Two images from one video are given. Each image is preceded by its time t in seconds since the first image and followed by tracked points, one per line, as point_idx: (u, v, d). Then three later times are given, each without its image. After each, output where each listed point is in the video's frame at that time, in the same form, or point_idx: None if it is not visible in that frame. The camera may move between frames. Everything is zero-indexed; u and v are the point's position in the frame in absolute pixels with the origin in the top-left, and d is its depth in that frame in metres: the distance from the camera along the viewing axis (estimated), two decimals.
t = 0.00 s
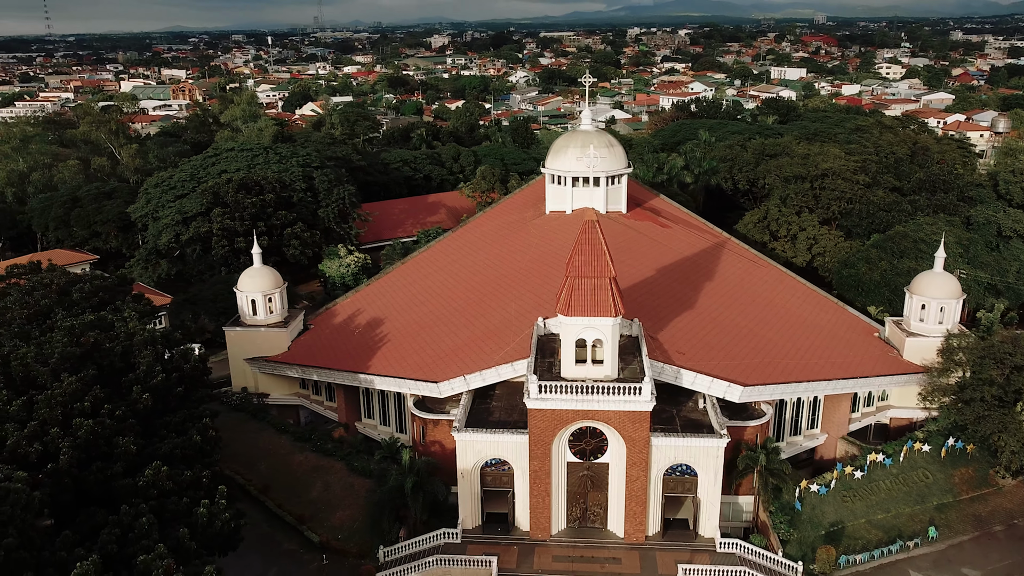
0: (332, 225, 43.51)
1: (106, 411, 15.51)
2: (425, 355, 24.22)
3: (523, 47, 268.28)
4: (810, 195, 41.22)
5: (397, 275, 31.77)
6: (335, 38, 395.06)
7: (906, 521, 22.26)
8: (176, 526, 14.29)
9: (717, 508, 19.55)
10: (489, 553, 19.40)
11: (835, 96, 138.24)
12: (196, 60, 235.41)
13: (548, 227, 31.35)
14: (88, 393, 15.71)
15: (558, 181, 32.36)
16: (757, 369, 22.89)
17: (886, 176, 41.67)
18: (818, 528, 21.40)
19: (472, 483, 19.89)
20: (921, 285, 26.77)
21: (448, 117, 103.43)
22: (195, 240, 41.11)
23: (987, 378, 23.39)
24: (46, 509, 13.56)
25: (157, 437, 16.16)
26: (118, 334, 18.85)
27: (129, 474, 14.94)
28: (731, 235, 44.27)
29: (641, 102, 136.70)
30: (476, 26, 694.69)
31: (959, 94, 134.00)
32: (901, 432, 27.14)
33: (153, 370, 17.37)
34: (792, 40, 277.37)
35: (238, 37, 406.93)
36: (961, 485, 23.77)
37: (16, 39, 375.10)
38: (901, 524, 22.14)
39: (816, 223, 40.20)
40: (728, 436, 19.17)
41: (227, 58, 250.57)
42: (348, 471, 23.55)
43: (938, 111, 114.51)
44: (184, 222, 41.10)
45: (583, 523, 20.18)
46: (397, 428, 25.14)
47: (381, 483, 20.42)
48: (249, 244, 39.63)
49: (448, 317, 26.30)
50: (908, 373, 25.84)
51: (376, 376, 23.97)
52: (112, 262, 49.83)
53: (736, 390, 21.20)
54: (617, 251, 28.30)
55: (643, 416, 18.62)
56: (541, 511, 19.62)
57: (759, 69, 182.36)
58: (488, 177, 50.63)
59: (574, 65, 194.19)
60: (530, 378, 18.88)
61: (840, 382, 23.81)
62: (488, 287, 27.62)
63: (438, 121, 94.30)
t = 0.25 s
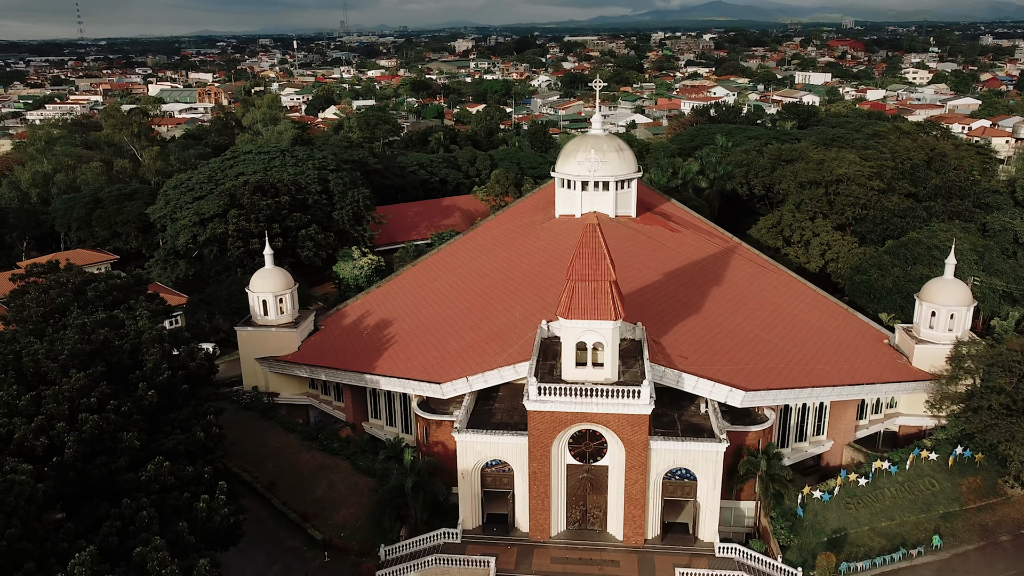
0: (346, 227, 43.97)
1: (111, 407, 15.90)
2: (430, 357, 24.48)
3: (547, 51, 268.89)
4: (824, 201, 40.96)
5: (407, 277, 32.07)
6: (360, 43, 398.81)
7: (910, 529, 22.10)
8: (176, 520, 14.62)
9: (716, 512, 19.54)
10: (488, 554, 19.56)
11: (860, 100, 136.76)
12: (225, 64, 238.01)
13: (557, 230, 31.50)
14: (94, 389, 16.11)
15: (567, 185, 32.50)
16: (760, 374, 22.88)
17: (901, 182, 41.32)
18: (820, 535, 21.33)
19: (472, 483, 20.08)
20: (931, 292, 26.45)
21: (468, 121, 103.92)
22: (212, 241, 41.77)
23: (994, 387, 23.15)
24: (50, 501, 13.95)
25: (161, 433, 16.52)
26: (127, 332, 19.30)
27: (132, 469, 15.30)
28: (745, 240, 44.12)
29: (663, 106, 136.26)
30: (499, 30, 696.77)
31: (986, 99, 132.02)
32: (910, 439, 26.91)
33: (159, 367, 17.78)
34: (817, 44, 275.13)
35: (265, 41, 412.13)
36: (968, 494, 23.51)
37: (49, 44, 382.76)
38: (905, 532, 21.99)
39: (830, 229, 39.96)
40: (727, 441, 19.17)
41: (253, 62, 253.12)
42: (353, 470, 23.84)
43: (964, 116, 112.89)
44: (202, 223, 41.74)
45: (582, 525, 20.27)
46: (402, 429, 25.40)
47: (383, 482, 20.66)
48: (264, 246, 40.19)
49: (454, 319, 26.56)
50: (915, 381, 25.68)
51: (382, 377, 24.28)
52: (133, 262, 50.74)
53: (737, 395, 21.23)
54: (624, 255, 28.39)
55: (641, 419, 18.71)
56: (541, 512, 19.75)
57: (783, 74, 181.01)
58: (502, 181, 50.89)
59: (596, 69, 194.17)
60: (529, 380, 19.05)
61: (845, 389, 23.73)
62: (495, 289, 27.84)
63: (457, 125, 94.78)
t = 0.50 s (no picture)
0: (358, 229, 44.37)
1: (116, 403, 16.26)
2: (435, 358, 24.71)
3: (567, 55, 269.16)
4: (836, 206, 40.74)
5: (415, 279, 32.29)
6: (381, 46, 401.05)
7: (914, 537, 21.97)
8: (176, 515, 14.91)
9: (715, 515, 19.54)
10: (487, 554, 19.70)
11: (881, 105, 135.52)
12: (248, 67, 240.77)
13: (565, 233, 31.60)
14: (101, 385, 16.48)
15: (575, 188, 32.62)
16: (763, 379, 22.85)
17: (915, 188, 40.99)
18: (821, 540, 21.31)
19: (473, 483, 20.25)
20: (939, 298, 26.35)
21: (486, 125, 104.39)
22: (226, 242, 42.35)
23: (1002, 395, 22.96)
24: (54, 495, 14.31)
25: (165, 430, 16.86)
26: (135, 330, 19.69)
27: (136, 464, 15.63)
28: (757, 245, 43.96)
29: (682, 110, 135.77)
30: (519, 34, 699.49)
31: (1010, 104, 130.24)
32: (918, 446, 26.70)
33: (165, 364, 18.13)
34: (840, 48, 272.68)
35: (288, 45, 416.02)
36: (974, 502, 23.27)
37: (75, 47, 388.84)
38: (909, 539, 21.86)
39: (842, 234, 39.72)
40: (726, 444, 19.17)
41: (275, 66, 255.76)
42: (357, 469, 24.11)
43: (988, 121, 111.45)
44: (217, 224, 42.30)
45: (582, 527, 20.36)
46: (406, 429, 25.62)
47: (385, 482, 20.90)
48: (276, 247, 40.66)
49: (460, 322, 26.75)
50: (923, 388, 25.45)
51: (386, 377, 24.54)
52: (150, 262, 51.51)
53: (739, 399, 21.22)
54: (631, 259, 28.43)
55: (640, 422, 18.79)
56: (540, 513, 19.87)
57: (804, 78, 179.72)
58: (514, 184, 51.13)
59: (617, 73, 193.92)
60: (529, 382, 19.21)
61: (850, 395, 23.62)
62: (502, 292, 27.98)
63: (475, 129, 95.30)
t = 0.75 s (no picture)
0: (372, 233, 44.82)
1: (123, 401, 16.68)
2: (440, 361, 24.95)
3: (589, 59, 269.24)
4: (851, 212, 40.45)
5: (425, 281, 32.58)
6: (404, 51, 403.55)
7: (918, 546, 21.81)
8: (177, 511, 15.26)
9: (714, 520, 19.55)
10: (486, 554, 19.87)
11: (905, 110, 133.96)
12: (272, 71, 243.63)
13: (574, 237, 31.72)
14: (109, 382, 16.92)
15: (585, 193, 32.78)
16: (767, 385, 22.81)
17: (931, 194, 40.58)
18: (823, 547, 21.25)
19: (474, 484, 20.47)
20: (950, 305, 26.01)
21: (506, 129, 104.76)
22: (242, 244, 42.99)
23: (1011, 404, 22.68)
24: (61, 488, 14.73)
25: (171, 428, 17.25)
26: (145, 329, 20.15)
27: (141, 460, 16.02)
28: (771, 251, 43.75)
29: (703, 115, 135.14)
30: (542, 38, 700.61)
31: None
32: (927, 455, 26.45)
33: (173, 363, 18.54)
34: (865, 53, 269.76)
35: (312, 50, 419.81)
36: (981, 512, 22.99)
37: (104, 52, 395.54)
38: (913, 548, 21.71)
39: (856, 241, 39.43)
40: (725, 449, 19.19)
41: (299, 71, 258.52)
42: (363, 469, 24.41)
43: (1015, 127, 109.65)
44: (233, 226, 42.93)
45: (582, 530, 20.46)
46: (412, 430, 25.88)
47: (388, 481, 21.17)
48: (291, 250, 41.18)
49: (467, 324, 26.98)
50: (932, 396, 25.22)
51: (392, 379, 24.83)
52: (170, 264, 52.39)
53: (741, 405, 21.21)
54: (638, 264, 28.51)
55: (639, 426, 18.89)
56: (540, 515, 20.02)
57: (827, 83, 178.07)
58: (528, 188, 51.34)
59: (638, 78, 193.54)
60: (529, 385, 19.40)
61: (856, 402, 23.48)
62: (509, 296, 28.16)
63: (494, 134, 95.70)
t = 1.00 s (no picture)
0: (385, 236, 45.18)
1: (129, 399, 17.04)
2: (445, 363, 25.16)
3: (608, 63, 269.07)
4: (864, 217, 40.18)
5: (433, 284, 32.82)
6: (425, 56, 405.93)
7: (923, 554, 21.65)
8: (179, 507, 15.56)
9: (714, 524, 19.56)
10: (486, 555, 20.03)
11: (927, 115, 132.57)
12: (293, 75, 245.82)
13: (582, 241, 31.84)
14: (116, 381, 17.30)
15: (593, 197, 32.86)
16: (770, 391, 22.77)
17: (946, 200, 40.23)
18: (825, 554, 21.19)
19: (475, 486, 20.65)
20: (958, 312, 25.71)
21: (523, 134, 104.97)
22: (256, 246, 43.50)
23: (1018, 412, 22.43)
24: (67, 483, 15.09)
25: (175, 426, 17.59)
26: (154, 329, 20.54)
27: (145, 458, 16.36)
28: (783, 256, 43.57)
29: (722, 120, 134.51)
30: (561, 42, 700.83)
31: None
32: (935, 462, 26.22)
33: (179, 363, 18.89)
34: (889, 57, 266.92)
35: (334, 53, 422.72)
36: (987, 520, 22.87)
37: (128, 56, 401.05)
38: (917, 556, 21.56)
39: (869, 246, 39.17)
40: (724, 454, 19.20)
41: (320, 74, 260.74)
42: (368, 469, 24.67)
43: None
44: (247, 228, 43.45)
45: (583, 533, 20.56)
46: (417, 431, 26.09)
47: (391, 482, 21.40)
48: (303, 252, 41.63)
49: (473, 327, 27.17)
50: (938, 403, 25.02)
51: (397, 380, 25.08)
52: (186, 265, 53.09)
53: (743, 410, 21.20)
54: (644, 268, 28.58)
55: (638, 429, 18.93)
56: (540, 517, 20.15)
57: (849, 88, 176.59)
58: (541, 193, 51.51)
59: (657, 82, 193.08)
60: (530, 388, 19.56)
61: (860, 409, 23.38)
62: (515, 299, 28.33)
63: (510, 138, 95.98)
